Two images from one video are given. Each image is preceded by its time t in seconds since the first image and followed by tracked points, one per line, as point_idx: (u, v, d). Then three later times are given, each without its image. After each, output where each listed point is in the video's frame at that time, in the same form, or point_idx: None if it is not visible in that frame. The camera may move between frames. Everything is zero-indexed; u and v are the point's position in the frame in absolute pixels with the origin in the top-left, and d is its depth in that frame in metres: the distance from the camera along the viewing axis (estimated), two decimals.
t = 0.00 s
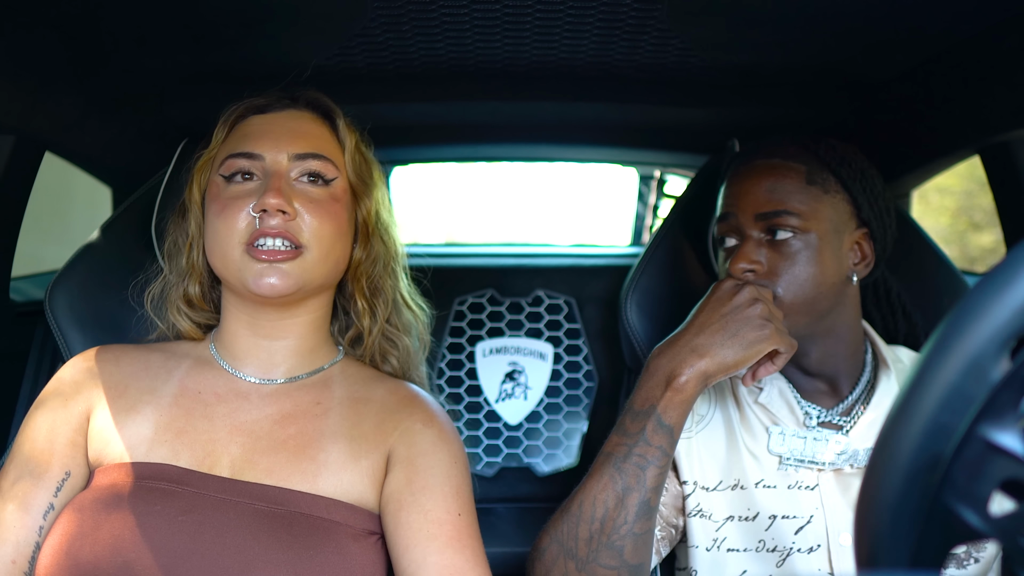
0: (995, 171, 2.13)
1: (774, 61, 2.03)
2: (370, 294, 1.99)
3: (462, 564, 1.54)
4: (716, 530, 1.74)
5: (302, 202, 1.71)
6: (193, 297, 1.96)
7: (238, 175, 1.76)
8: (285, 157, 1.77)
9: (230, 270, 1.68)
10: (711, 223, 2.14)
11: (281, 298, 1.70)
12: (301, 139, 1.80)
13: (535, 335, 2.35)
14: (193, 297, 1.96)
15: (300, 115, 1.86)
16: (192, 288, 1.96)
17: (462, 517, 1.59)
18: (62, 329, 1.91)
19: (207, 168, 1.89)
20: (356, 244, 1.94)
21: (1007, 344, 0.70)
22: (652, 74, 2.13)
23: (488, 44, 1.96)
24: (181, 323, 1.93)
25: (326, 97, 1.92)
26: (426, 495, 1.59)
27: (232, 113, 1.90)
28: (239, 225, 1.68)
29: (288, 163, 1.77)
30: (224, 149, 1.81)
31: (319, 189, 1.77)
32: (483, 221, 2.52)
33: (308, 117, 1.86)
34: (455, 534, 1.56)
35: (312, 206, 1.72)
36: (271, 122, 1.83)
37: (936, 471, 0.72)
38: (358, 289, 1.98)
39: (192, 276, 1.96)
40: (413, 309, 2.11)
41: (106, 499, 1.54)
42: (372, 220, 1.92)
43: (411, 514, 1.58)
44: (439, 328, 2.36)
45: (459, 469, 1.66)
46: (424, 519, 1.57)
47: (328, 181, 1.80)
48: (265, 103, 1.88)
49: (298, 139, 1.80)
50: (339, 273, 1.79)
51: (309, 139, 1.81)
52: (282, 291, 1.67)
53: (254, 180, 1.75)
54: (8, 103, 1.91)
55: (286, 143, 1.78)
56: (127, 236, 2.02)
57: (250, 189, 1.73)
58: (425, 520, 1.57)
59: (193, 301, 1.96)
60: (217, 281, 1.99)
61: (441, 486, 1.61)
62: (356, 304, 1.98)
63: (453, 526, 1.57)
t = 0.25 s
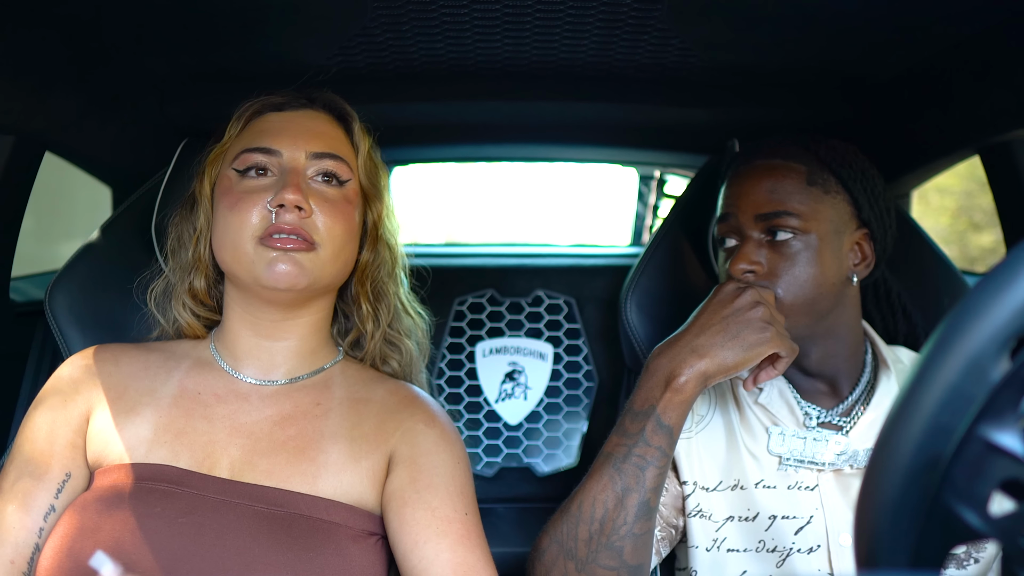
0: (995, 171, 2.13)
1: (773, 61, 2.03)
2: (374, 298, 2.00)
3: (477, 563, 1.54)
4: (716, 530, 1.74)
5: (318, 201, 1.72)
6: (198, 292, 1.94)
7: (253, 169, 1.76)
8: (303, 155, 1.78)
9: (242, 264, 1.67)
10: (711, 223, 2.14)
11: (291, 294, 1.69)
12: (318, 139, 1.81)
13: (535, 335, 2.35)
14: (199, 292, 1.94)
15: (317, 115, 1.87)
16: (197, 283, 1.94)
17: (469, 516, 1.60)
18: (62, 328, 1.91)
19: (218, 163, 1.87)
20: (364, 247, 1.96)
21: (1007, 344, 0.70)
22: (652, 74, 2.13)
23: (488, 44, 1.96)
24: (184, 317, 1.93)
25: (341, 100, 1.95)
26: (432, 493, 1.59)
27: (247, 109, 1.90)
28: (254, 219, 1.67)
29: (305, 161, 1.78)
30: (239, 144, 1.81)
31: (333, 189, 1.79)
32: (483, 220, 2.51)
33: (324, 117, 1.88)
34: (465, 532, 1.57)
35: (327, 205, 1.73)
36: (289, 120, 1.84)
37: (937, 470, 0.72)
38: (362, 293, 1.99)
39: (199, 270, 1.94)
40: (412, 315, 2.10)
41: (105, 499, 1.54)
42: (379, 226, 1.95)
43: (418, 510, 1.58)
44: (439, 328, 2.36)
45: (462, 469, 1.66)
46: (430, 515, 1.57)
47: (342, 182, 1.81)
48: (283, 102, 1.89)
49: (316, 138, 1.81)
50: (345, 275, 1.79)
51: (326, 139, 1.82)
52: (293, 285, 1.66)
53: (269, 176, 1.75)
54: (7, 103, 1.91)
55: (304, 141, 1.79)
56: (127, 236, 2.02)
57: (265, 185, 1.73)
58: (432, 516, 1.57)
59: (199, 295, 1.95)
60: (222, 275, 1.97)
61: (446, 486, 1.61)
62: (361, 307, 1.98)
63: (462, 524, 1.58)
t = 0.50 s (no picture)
0: (995, 171, 2.13)
1: (773, 61, 2.03)
2: (377, 301, 2.01)
3: (473, 564, 1.54)
4: (716, 530, 1.74)
5: (327, 205, 1.73)
6: (202, 288, 1.96)
7: (264, 169, 1.76)
8: (314, 158, 1.79)
9: (247, 264, 1.67)
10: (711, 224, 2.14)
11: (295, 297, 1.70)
12: (329, 142, 1.82)
13: (535, 335, 2.35)
14: (204, 289, 1.96)
15: (330, 118, 1.88)
16: (202, 280, 1.95)
17: (469, 517, 1.59)
18: (62, 327, 1.90)
19: (227, 160, 1.87)
20: (369, 249, 1.99)
21: (1007, 344, 0.70)
22: (652, 74, 2.14)
23: (488, 44, 1.96)
24: (189, 313, 1.96)
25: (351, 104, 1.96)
26: (433, 494, 1.59)
27: (258, 108, 1.90)
28: (262, 221, 1.67)
29: (316, 164, 1.79)
30: (249, 144, 1.81)
31: (341, 193, 1.79)
32: (483, 221, 2.51)
33: (336, 121, 1.88)
34: (464, 534, 1.56)
35: (336, 210, 1.74)
36: (302, 121, 1.84)
37: (937, 470, 0.72)
38: (366, 295, 2.00)
39: (204, 267, 1.95)
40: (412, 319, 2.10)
41: (104, 495, 1.54)
42: (385, 231, 1.97)
43: (419, 511, 1.58)
44: (439, 328, 2.36)
45: (463, 469, 1.66)
46: (431, 517, 1.57)
47: (350, 187, 1.82)
48: (295, 103, 1.89)
49: (326, 142, 1.82)
50: (347, 279, 1.79)
51: (337, 143, 1.83)
52: (298, 289, 1.67)
53: (279, 177, 1.75)
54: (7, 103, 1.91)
55: (315, 144, 1.80)
56: (127, 236, 2.03)
57: (275, 185, 1.73)
58: (433, 518, 1.57)
59: (203, 292, 1.96)
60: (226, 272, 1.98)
61: (448, 487, 1.61)
62: (364, 311, 1.99)
63: (462, 526, 1.57)
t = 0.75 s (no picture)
0: (995, 171, 2.13)
1: (774, 60, 2.03)
2: (380, 300, 2.01)
3: (467, 563, 1.53)
4: (716, 530, 1.74)
5: (334, 208, 1.73)
6: (208, 292, 1.91)
7: (269, 172, 1.76)
8: (319, 160, 1.79)
9: (256, 267, 1.67)
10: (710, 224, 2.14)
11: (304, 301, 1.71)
12: (334, 143, 1.82)
13: (535, 335, 2.35)
14: (208, 292, 1.91)
15: (332, 119, 1.88)
16: (207, 283, 1.89)
17: (467, 516, 1.59)
18: (62, 328, 1.90)
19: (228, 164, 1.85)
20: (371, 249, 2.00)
21: (1007, 344, 0.70)
22: (652, 74, 2.13)
23: (488, 44, 1.96)
24: (191, 316, 1.91)
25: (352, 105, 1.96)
26: (431, 494, 1.59)
27: (259, 109, 1.88)
28: (272, 225, 1.67)
29: (321, 166, 1.79)
30: (253, 146, 1.80)
31: (345, 195, 1.80)
32: (483, 221, 2.51)
33: (338, 122, 1.89)
34: (460, 534, 1.56)
35: (342, 212, 1.74)
36: (304, 123, 1.84)
37: (937, 470, 0.72)
38: (369, 294, 2.00)
39: (210, 269, 1.89)
40: (410, 312, 2.10)
41: (104, 493, 1.54)
42: (387, 232, 1.99)
43: (416, 513, 1.58)
44: (440, 328, 2.36)
45: (463, 468, 1.66)
46: (428, 519, 1.57)
47: (354, 188, 1.83)
48: (298, 105, 1.88)
49: (330, 143, 1.82)
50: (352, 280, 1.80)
51: (341, 144, 1.83)
52: (309, 293, 1.67)
53: (285, 180, 1.75)
54: (7, 102, 1.91)
55: (320, 146, 1.80)
56: (127, 237, 2.03)
57: (281, 189, 1.73)
58: (430, 519, 1.57)
59: (208, 295, 1.91)
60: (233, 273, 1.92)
61: (446, 485, 1.61)
62: (368, 310, 1.99)
63: (460, 526, 1.57)
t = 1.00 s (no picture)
0: (995, 171, 2.13)
1: (773, 61, 2.03)
2: (376, 299, 2.01)
3: (467, 563, 1.53)
4: (716, 530, 1.74)
5: (328, 209, 1.73)
6: (203, 292, 1.93)
7: (263, 173, 1.76)
8: (314, 160, 1.78)
9: (250, 267, 1.67)
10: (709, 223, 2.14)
11: (299, 300, 1.70)
12: (329, 145, 1.82)
13: (535, 335, 2.35)
14: (204, 291, 1.93)
15: (329, 120, 1.88)
16: (203, 282, 1.92)
17: (466, 516, 1.59)
18: (62, 328, 1.91)
19: (225, 164, 1.85)
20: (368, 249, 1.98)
21: (1007, 344, 0.70)
22: (652, 74, 2.14)
23: (488, 44, 1.96)
24: (189, 315, 1.93)
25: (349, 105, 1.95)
26: (430, 494, 1.59)
27: (256, 110, 1.88)
28: (265, 225, 1.67)
29: (316, 167, 1.78)
30: (248, 147, 1.81)
31: (340, 195, 1.80)
32: (483, 221, 2.51)
33: (335, 123, 1.88)
34: (459, 533, 1.56)
35: (336, 213, 1.74)
36: (301, 124, 1.84)
37: (937, 470, 0.72)
38: (365, 294, 2.00)
39: (205, 270, 1.92)
40: (410, 312, 2.10)
41: (103, 493, 1.54)
42: (384, 231, 1.97)
43: (416, 512, 1.58)
44: (439, 328, 2.36)
45: (462, 468, 1.66)
46: (427, 518, 1.57)
47: (349, 188, 1.82)
48: (294, 106, 1.88)
49: (325, 144, 1.81)
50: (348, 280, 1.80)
51: (336, 145, 1.83)
52: (303, 292, 1.67)
53: (280, 181, 1.75)
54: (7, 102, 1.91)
55: (315, 147, 1.80)
56: (127, 237, 2.03)
57: (276, 190, 1.73)
58: (430, 519, 1.57)
59: (204, 295, 1.94)
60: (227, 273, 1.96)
61: (444, 485, 1.61)
62: (364, 310, 1.99)
63: (458, 525, 1.57)
